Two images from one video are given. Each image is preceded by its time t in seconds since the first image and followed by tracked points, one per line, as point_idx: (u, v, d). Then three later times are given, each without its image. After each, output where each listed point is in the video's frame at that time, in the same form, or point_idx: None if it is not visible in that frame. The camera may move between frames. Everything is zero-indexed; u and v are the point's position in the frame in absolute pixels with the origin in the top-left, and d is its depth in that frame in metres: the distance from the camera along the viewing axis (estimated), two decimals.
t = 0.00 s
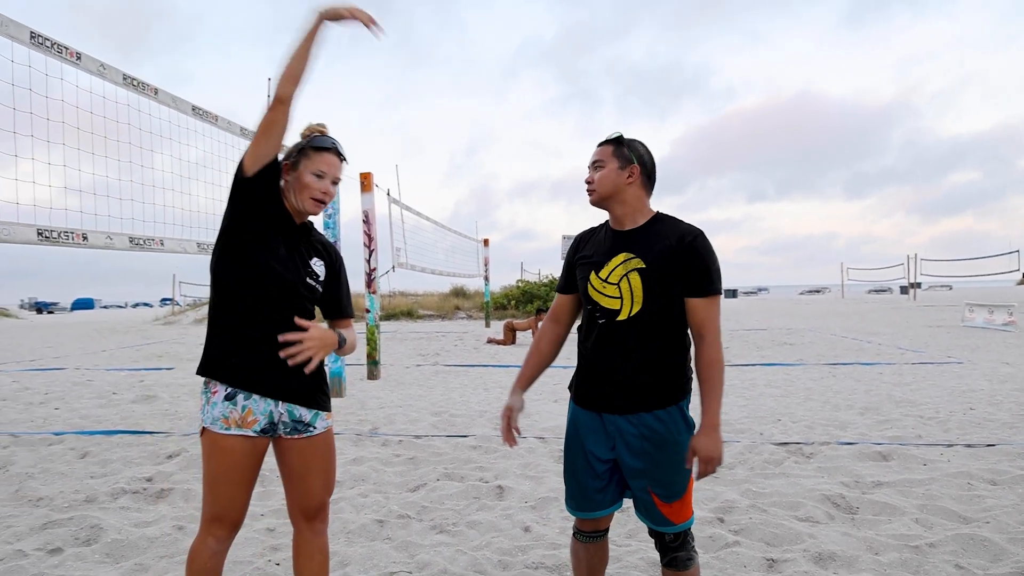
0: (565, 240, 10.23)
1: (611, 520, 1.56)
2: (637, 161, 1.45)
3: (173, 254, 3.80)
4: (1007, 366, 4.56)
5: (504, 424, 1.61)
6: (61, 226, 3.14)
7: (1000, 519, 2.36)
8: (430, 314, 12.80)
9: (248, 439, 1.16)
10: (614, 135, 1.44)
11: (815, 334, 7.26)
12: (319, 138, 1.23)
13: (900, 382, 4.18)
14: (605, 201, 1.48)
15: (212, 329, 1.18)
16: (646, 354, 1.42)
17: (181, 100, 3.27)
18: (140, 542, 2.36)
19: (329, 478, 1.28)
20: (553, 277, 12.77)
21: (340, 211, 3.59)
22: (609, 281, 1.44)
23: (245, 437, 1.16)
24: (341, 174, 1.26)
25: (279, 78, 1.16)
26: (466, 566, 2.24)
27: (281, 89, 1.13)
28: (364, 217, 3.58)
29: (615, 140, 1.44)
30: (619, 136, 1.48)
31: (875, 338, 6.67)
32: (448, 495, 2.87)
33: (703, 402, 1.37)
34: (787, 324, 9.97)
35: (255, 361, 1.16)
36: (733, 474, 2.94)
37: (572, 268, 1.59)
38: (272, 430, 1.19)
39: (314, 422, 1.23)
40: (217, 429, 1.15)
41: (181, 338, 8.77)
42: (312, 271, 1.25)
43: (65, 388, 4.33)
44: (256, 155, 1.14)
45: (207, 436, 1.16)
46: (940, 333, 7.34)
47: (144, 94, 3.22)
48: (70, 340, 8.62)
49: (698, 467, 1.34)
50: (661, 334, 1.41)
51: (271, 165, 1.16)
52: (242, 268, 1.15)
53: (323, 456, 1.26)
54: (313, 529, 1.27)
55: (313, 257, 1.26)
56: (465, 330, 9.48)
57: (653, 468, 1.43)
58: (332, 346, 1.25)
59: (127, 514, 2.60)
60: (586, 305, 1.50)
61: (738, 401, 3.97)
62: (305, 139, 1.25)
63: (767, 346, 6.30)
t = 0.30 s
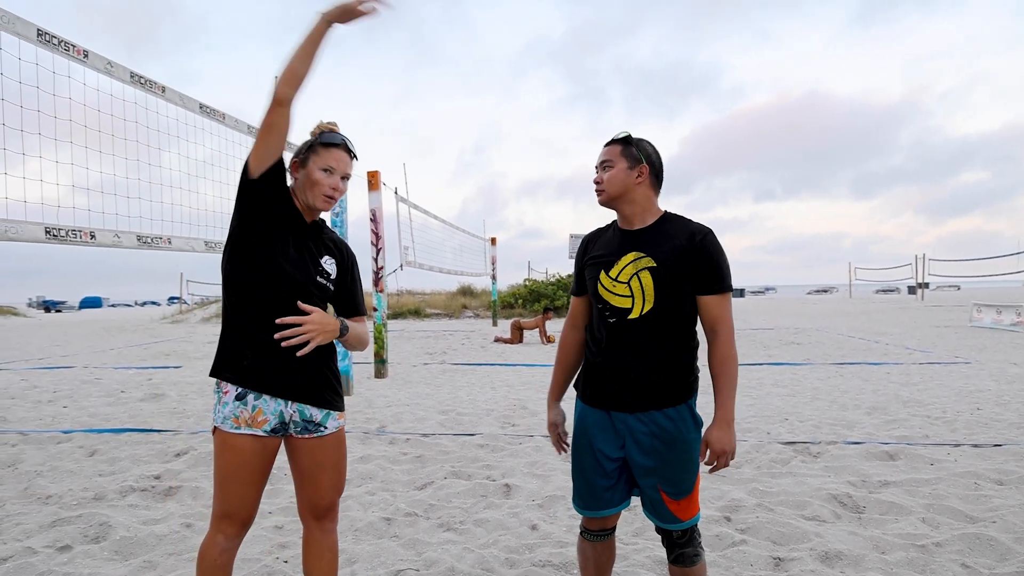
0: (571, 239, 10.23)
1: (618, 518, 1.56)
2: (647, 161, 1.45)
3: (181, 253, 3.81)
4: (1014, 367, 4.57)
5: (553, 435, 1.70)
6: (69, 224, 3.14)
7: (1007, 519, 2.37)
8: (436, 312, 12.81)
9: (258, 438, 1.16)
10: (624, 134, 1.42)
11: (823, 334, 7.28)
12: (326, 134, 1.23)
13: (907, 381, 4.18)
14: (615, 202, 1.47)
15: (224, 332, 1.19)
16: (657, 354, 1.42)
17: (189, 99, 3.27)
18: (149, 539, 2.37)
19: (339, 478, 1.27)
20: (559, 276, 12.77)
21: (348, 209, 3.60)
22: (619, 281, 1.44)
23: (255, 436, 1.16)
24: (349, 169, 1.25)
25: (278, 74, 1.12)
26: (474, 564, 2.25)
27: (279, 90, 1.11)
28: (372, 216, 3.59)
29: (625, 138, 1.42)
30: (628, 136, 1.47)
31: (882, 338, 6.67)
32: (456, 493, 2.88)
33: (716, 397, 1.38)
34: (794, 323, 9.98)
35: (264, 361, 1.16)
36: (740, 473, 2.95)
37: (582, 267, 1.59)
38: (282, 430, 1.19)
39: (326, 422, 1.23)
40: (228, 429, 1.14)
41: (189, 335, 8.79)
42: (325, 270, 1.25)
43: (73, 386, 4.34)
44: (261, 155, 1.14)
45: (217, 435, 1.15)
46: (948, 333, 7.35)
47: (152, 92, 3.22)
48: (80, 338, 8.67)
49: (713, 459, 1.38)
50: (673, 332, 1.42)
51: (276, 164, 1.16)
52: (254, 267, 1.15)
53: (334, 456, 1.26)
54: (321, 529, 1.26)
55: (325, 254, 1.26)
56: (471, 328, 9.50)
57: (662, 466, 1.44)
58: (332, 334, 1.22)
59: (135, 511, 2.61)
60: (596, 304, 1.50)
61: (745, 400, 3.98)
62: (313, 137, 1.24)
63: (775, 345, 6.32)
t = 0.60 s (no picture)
0: (576, 240, 10.24)
1: (622, 517, 1.56)
2: (652, 162, 1.45)
3: (185, 252, 3.81)
4: (1020, 368, 4.56)
5: (542, 428, 1.69)
6: (73, 224, 3.15)
7: (1012, 521, 2.36)
8: (440, 312, 12.82)
9: (256, 446, 1.16)
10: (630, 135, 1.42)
11: (827, 335, 7.27)
12: (300, 125, 1.22)
13: (912, 383, 4.17)
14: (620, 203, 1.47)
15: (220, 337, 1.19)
16: (658, 354, 1.42)
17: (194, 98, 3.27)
18: (152, 538, 2.37)
19: (333, 485, 1.27)
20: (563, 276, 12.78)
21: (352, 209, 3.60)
22: (622, 283, 1.45)
23: (253, 446, 1.16)
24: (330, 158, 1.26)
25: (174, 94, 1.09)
26: (477, 564, 2.25)
27: (174, 105, 1.07)
28: (376, 216, 3.59)
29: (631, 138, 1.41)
30: (633, 138, 1.47)
31: (887, 340, 6.67)
32: (459, 493, 2.88)
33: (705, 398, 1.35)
34: (799, 325, 9.97)
35: (253, 362, 1.16)
36: (744, 474, 2.94)
37: (588, 267, 1.60)
38: (277, 437, 1.19)
39: (321, 430, 1.22)
40: (225, 437, 1.15)
41: (193, 335, 8.80)
42: (321, 266, 1.24)
43: (78, 385, 4.36)
44: (203, 174, 1.12)
45: (214, 442, 1.15)
46: (954, 335, 7.34)
47: (157, 91, 3.22)
48: (84, 337, 8.70)
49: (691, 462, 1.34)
50: (675, 334, 1.41)
51: (221, 177, 1.15)
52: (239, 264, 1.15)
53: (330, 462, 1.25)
54: (315, 533, 1.26)
55: (320, 250, 1.25)
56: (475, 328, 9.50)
57: (663, 465, 1.44)
58: (307, 324, 1.15)
59: (139, 510, 2.62)
60: (600, 305, 1.51)
61: (749, 401, 3.97)
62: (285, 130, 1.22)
63: (779, 346, 6.31)
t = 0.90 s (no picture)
0: (580, 237, 10.22)
1: (627, 514, 1.56)
2: (662, 159, 1.45)
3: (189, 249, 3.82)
4: None
5: (548, 425, 1.69)
6: (78, 221, 3.16)
7: (1018, 520, 2.35)
8: (445, 309, 12.83)
9: (253, 454, 1.17)
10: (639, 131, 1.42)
11: (832, 333, 7.25)
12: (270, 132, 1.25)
13: (918, 381, 4.16)
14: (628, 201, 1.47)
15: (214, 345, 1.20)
16: (662, 352, 1.42)
17: (198, 95, 3.28)
18: (158, 533, 2.38)
19: (334, 492, 1.26)
20: (568, 274, 12.78)
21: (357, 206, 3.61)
22: (630, 280, 1.44)
23: (251, 455, 1.17)
24: (304, 159, 1.26)
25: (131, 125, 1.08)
26: (481, 561, 2.25)
27: (134, 137, 1.06)
28: (380, 213, 3.59)
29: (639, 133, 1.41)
30: (643, 134, 1.47)
31: (893, 338, 6.65)
32: (463, 490, 2.88)
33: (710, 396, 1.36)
34: (804, 323, 9.96)
35: (235, 367, 1.16)
36: (749, 472, 2.94)
37: (594, 264, 1.59)
38: (275, 446, 1.20)
39: (316, 437, 1.23)
40: (223, 447, 1.15)
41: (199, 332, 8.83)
42: (312, 270, 1.24)
43: (84, 381, 4.38)
44: (178, 200, 1.10)
45: (210, 451, 1.16)
46: (960, 334, 7.32)
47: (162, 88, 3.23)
48: (89, 334, 8.73)
49: (696, 458, 1.34)
50: (681, 333, 1.41)
51: (197, 197, 1.13)
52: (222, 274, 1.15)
53: (329, 469, 1.25)
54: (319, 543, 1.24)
55: (312, 253, 1.26)
56: (480, 326, 9.51)
57: (667, 462, 1.44)
58: (287, 330, 1.14)
59: (145, 506, 2.63)
60: (607, 301, 1.51)
61: (754, 398, 3.97)
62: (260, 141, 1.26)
63: (784, 344, 6.30)
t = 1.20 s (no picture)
0: (585, 235, 10.22)
1: (633, 512, 1.56)
2: (667, 157, 1.44)
3: (195, 247, 3.83)
4: None
5: (561, 427, 1.70)
6: (85, 219, 3.17)
7: None
8: (449, 308, 12.84)
9: (256, 449, 1.17)
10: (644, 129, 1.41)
11: (837, 331, 7.23)
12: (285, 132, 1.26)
13: (925, 379, 4.15)
14: (634, 199, 1.47)
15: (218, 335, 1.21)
16: (667, 349, 1.42)
17: (204, 94, 3.28)
18: (164, 531, 2.39)
19: (337, 486, 1.27)
20: (572, 272, 12.77)
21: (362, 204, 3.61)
22: (636, 278, 1.44)
23: (255, 449, 1.16)
24: (315, 156, 1.26)
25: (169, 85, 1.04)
26: (486, 559, 2.25)
27: (177, 95, 1.03)
28: (385, 211, 3.59)
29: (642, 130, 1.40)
30: (648, 132, 1.46)
31: (899, 336, 6.63)
32: (468, 488, 2.88)
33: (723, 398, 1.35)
34: (810, 320, 9.93)
35: (234, 356, 1.17)
36: (755, 470, 2.93)
37: (601, 262, 1.59)
38: (278, 440, 1.19)
39: (319, 431, 1.23)
40: (226, 442, 1.15)
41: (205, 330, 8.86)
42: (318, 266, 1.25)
43: (91, 379, 4.40)
44: (205, 169, 1.10)
45: (214, 447, 1.15)
46: (967, 331, 7.29)
47: (167, 87, 3.23)
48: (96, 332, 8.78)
49: (713, 459, 1.34)
50: (687, 331, 1.41)
51: (220, 169, 1.13)
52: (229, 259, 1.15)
53: (332, 463, 1.25)
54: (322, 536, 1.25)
55: (317, 251, 1.26)
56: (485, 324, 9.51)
57: (673, 461, 1.44)
58: (284, 324, 1.13)
59: (151, 504, 2.64)
60: (613, 299, 1.50)
61: (759, 396, 3.96)
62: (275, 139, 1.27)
63: (790, 341, 6.29)
